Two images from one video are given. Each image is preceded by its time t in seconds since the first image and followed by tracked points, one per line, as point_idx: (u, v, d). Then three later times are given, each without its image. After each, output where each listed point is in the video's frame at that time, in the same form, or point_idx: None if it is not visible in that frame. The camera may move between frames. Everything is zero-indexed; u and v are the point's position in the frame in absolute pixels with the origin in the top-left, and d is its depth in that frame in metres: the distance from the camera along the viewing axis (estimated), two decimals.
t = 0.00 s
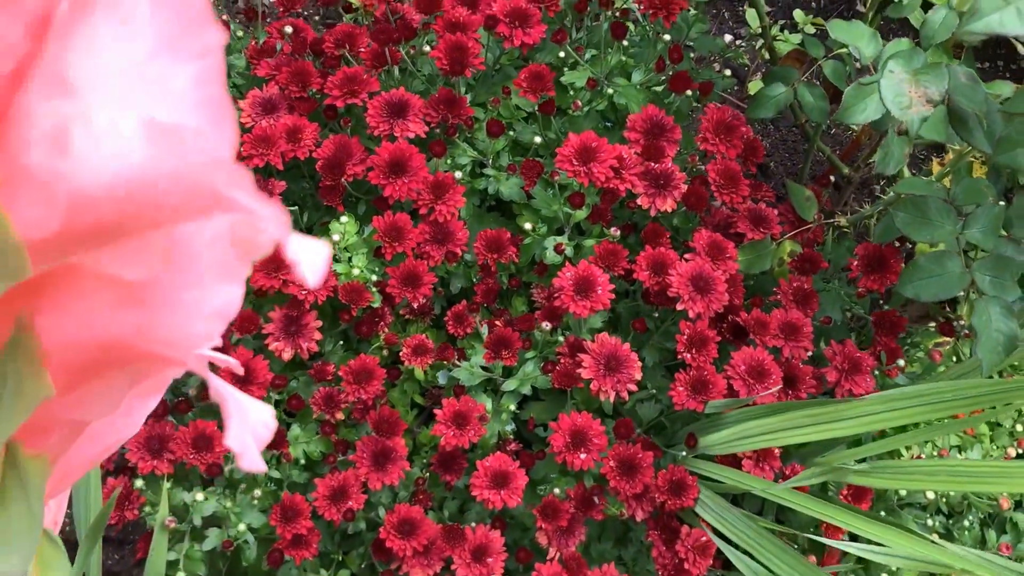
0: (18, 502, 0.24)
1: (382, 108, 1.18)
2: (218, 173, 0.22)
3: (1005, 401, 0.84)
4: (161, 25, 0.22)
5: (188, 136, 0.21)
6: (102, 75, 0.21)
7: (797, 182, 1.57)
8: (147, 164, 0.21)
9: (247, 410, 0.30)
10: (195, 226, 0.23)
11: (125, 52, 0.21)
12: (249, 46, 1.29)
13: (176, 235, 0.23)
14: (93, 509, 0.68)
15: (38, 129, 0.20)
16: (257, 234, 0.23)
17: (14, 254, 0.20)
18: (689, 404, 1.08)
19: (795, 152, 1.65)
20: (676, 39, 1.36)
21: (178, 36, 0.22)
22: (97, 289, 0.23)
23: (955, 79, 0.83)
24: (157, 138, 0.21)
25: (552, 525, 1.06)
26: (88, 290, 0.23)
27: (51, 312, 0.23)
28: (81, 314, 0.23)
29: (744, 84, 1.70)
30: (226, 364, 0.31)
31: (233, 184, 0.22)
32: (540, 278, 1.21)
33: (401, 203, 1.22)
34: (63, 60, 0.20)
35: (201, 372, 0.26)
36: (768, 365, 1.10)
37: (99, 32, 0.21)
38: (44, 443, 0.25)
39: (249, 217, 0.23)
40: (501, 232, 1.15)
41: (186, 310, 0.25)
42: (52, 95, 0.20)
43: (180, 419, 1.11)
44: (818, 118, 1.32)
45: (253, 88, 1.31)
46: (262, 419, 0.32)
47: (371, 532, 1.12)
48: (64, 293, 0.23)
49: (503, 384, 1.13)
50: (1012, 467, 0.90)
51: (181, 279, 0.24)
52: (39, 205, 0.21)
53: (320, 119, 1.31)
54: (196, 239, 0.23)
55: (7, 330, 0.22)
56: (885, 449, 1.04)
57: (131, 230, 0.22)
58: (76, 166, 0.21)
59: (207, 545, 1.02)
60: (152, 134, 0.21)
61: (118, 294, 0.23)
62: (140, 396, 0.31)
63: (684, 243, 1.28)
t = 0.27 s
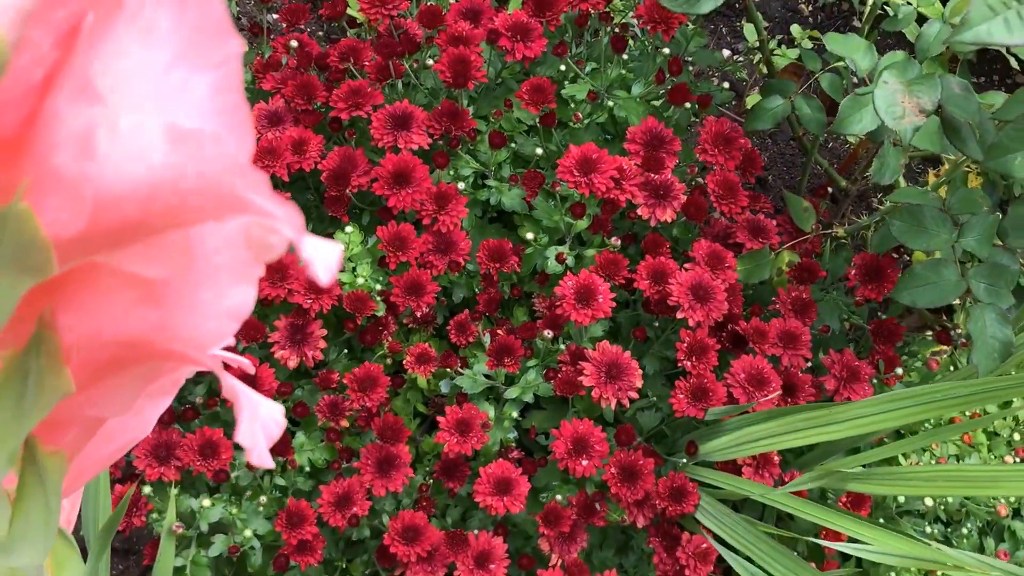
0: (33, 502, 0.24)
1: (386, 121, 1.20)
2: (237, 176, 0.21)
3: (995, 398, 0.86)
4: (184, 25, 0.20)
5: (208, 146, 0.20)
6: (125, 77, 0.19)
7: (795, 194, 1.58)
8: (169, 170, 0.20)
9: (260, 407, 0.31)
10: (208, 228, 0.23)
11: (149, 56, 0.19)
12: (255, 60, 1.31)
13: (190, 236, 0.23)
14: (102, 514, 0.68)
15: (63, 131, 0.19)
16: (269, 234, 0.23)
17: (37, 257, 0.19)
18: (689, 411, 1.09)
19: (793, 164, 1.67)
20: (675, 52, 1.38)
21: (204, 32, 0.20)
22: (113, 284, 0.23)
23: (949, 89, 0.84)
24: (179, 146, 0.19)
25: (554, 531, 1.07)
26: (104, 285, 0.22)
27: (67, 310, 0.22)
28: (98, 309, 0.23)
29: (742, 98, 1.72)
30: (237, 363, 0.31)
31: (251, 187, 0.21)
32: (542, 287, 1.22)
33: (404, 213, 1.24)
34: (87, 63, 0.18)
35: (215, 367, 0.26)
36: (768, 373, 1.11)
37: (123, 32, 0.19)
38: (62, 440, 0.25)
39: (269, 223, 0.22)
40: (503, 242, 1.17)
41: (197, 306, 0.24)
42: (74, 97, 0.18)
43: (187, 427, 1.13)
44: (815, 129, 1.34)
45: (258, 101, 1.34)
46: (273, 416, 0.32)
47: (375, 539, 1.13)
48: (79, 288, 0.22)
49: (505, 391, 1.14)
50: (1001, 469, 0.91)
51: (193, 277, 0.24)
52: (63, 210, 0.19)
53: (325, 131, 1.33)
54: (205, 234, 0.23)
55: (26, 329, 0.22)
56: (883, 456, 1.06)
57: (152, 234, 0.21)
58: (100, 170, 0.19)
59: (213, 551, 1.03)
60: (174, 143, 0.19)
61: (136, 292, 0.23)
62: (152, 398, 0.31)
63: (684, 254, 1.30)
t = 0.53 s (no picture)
0: (55, 483, 0.25)
1: (390, 135, 1.22)
2: (259, 150, 0.21)
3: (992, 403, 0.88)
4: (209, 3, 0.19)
5: (229, 118, 0.20)
6: (150, 51, 0.19)
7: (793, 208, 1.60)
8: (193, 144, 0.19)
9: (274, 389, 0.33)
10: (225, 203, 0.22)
11: (172, 34, 0.19)
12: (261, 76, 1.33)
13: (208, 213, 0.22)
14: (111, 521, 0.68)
15: (90, 109, 0.18)
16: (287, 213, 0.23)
17: (65, 232, 0.19)
18: (690, 420, 1.11)
19: (790, 179, 1.69)
20: (673, 67, 1.40)
21: (230, 9, 0.19)
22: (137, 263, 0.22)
23: (944, 101, 0.86)
24: (201, 120, 0.19)
25: (557, 539, 1.08)
26: (127, 264, 0.22)
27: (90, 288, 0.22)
28: (121, 290, 0.22)
29: (740, 114, 1.74)
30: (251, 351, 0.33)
31: (270, 158, 0.21)
32: (543, 299, 1.24)
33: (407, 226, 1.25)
34: (114, 38, 0.18)
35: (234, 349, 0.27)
36: (768, 383, 1.12)
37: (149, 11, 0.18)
38: (79, 425, 0.26)
39: (286, 196, 0.22)
40: (505, 253, 1.18)
41: (219, 288, 0.24)
42: (102, 70, 0.18)
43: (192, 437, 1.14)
44: (812, 143, 1.36)
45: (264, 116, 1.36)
46: (285, 395, 0.34)
47: (378, 549, 1.13)
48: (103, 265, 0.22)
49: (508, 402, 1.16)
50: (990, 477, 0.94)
51: (213, 257, 0.23)
52: (89, 183, 0.19)
53: (329, 146, 1.35)
54: (227, 212, 0.23)
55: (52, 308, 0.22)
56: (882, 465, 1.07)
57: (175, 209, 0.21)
58: (127, 144, 0.19)
59: (218, 560, 1.04)
60: (197, 117, 0.19)
61: (156, 270, 0.23)
62: (164, 390, 0.32)
63: (683, 266, 1.32)
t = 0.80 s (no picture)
0: (94, 484, 0.28)
1: (394, 151, 1.24)
2: (313, 167, 0.23)
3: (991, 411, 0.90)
4: (268, 31, 0.21)
5: (290, 138, 0.22)
6: (215, 77, 0.21)
7: (791, 224, 1.62)
8: (251, 161, 0.22)
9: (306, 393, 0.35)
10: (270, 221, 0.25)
11: (234, 61, 0.21)
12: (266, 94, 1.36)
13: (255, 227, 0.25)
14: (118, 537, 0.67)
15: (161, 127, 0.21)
16: (328, 225, 0.26)
17: (131, 241, 0.22)
18: (690, 432, 1.12)
19: (789, 196, 1.71)
20: (672, 85, 1.42)
21: (287, 37, 0.22)
22: (185, 266, 0.25)
23: (938, 117, 0.89)
24: (263, 138, 0.21)
25: (559, 550, 1.08)
26: (177, 268, 0.25)
27: (142, 292, 0.25)
28: (169, 296, 0.25)
29: (739, 131, 1.76)
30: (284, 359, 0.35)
31: (324, 174, 0.23)
32: (545, 313, 1.25)
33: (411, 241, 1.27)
34: (184, 66, 0.20)
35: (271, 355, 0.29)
36: (767, 395, 1.14)
37: (213, 38, 0.20)
38: (118, 428, 0.28)
39: (333, 210, 0.24)
40: (507, 267, 1.20)
41: (256, 293, 0.27)
42: (172, 96, 0.21)
43: (198, 449, 1.15)
44: (810, 159, 1.38)
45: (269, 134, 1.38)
46: (317, 399, 0.37)
47: (382, 560, 1.14)
48: (154, 270, 0.25)
49: (510, 414, 1.17)
50: (990, 486, 0.95)
51: (254, 267, 0.26)
52: (156, 197, 0.21)
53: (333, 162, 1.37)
54: (267, 223, 0.25)
55: (106, 312, 0.25)
56: (880, 475, 1.08)
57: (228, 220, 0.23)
58: (194, 159, 0.21)
59: (224, 571, 1.04)
60: (257, 135, 0.21)
61: (205, 278, 0.26)
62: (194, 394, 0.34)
63: (683, 280, 1.33)
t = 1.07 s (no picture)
0: (114, 498, 0.29)
1: (397, 169, 1.26)
2: (340, 192, 0.24)
3: (985, 419, 0.91)
4: (299, 67, 0.22)
5: (320, 167, 0.23)
6: (248, 108, 0.22)
7: (789, 241, 1.63)
8: (283, 187, 0.23)
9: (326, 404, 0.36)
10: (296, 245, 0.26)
11: (267, 92, 0.22)
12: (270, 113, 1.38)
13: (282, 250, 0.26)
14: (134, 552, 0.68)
15: (199, 154, 0.22)
16: (351, 245, 0.26)
17: (165, 263, 0.23)
18: (690, 446, 1.13)
19: (786, 214, 1.73)
20: (671, 104, 1.44)
21: (314, 72, 0.23)
22: (214, 285, 0.26)
23: (930, 134, 0.90)
24: (292, 166, 0.23)
25: (562, 563, 1.09)
26: (206, 286, 0.26)
27: (172, 309, 0.26)
28: (198, 318, 0.26)
29: (737, 149, 1.78)
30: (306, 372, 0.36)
31: (354, 203, 0.24)
32: (546, 328, 1.27)
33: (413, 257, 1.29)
34: (221, 99, 0.21)
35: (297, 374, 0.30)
36: (766, 409, 1.15)
37: (247, 73, 0.22)
38: (139, 439, 0.30)
39: (366, 238, 0.25)
40: (508, 283, 1.21)
41: (282, 311, 0.28)
42: (208, 125, 0.22)
43: (203, 463, 1.16)
44: (807, 177, 1.40)
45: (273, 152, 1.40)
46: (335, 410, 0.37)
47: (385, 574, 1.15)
48: (183, 289, 0.26)
49: (512, 428, 1.18)
50: (989, 498, 0.96)
51: (283, 293, 0.27)
52: (192, 221, 0.23)
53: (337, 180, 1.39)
54: (293, 241, 0.26)
55: (136, 329, 0.26)
56: (877, 488, 1.10)
57: (256, 241, 0.24)
58: (228, 184, 0.23)
59: None
60: (288, 163, 0.23)
61: (236, 302, 0.26)
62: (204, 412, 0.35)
63: (682, 295, 1.35)
